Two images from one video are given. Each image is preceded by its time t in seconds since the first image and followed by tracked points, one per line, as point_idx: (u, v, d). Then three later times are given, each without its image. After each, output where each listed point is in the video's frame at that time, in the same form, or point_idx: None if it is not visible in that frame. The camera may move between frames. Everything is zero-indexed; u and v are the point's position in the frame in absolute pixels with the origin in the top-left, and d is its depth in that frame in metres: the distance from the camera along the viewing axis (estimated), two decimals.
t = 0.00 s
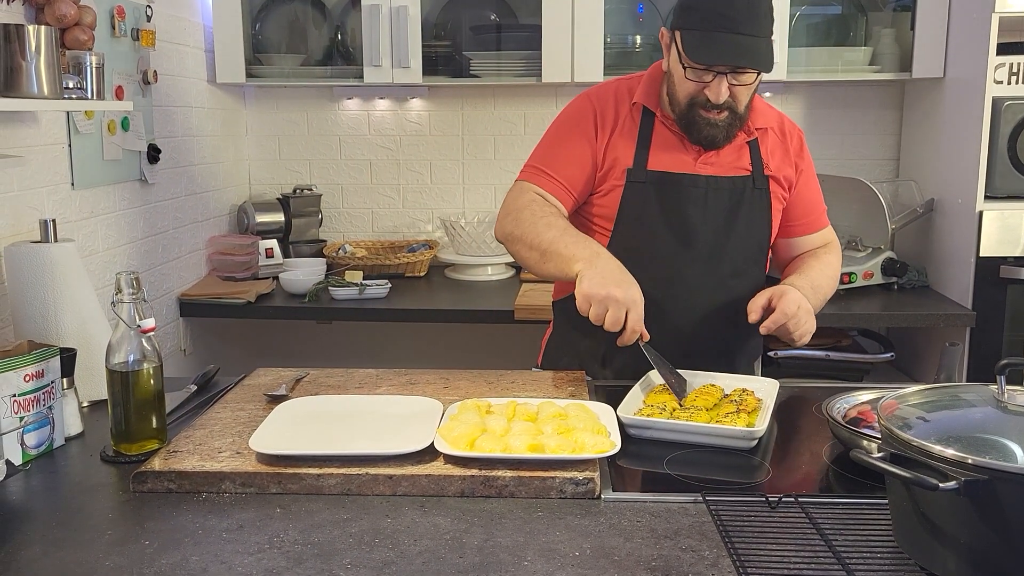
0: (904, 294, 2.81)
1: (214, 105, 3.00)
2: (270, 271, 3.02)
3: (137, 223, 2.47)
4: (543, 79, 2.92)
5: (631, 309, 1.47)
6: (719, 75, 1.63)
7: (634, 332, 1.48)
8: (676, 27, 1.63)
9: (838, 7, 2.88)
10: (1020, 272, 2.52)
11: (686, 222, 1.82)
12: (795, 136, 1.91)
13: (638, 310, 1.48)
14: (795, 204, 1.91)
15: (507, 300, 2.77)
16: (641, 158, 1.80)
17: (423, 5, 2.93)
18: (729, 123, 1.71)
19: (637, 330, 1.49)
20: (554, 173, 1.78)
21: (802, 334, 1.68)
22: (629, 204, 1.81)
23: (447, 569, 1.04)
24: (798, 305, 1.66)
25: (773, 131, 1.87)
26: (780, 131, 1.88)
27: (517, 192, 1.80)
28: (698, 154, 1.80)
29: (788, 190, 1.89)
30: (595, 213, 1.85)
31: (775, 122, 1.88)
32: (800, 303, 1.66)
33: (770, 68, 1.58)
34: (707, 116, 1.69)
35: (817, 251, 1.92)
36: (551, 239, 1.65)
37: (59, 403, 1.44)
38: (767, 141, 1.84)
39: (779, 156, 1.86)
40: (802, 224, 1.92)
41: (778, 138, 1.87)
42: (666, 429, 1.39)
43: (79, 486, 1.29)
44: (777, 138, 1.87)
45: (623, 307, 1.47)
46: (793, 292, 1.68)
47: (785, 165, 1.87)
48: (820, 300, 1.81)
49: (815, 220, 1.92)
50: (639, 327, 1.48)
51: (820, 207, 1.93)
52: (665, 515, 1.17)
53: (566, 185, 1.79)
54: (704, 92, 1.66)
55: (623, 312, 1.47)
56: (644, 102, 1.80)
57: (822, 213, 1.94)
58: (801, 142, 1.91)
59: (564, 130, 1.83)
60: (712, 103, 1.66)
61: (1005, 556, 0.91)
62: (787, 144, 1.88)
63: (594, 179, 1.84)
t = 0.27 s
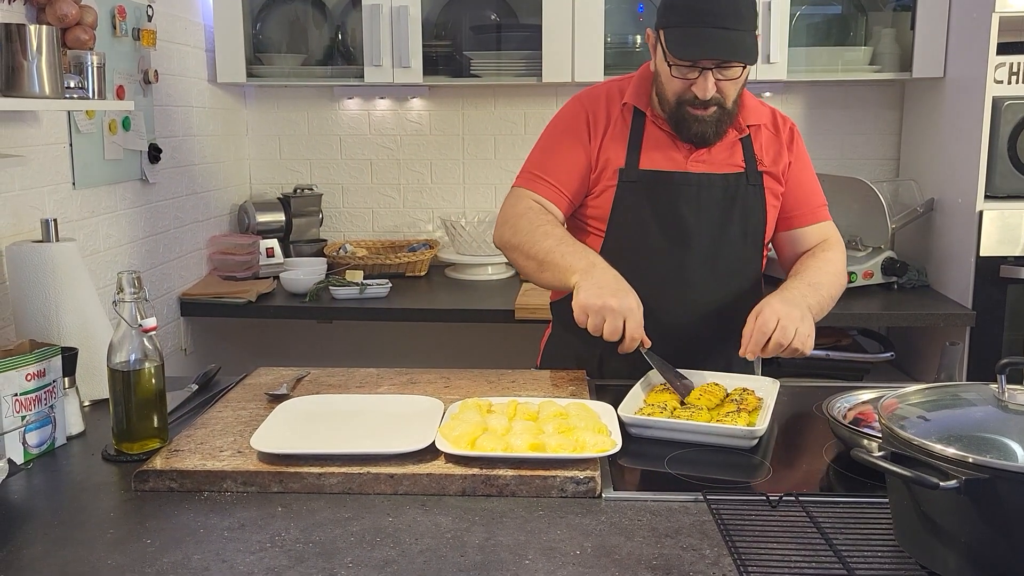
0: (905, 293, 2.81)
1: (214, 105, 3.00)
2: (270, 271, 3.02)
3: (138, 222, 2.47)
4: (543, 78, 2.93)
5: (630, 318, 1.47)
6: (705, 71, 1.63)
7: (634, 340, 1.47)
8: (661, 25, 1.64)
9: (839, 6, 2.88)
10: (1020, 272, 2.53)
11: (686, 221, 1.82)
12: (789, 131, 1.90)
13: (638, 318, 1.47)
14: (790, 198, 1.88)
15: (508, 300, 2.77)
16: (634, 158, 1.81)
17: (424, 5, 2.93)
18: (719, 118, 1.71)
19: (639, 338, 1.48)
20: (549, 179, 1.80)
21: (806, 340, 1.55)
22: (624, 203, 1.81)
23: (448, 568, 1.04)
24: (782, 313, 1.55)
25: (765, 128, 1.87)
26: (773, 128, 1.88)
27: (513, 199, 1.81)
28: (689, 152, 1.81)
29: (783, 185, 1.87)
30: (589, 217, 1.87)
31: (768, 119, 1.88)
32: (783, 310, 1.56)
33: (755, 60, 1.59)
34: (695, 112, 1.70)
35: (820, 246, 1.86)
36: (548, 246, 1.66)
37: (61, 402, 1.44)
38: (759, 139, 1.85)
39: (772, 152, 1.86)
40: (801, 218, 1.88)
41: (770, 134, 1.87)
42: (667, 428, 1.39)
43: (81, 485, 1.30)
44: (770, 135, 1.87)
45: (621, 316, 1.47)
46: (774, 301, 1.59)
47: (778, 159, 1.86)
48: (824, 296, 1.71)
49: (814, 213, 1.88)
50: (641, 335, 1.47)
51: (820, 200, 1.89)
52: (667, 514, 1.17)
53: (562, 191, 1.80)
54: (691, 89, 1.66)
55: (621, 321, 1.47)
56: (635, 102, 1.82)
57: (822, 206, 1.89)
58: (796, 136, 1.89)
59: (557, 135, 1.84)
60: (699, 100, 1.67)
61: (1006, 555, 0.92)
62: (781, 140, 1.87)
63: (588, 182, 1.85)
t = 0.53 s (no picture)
0: (905, 293, 2.81)
1: (214, 105, 3.00)
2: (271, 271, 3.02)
3: (138, 222, 2.47)
4: (543, 78, 2.93)
5: (617, 326, 1.47)
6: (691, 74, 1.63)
7: (626, 347, 1.46)
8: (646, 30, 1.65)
9: (839, 6, 2.88)
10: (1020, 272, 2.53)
11: (684, 221, 1.82)
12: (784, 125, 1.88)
13: (626, 325, 1.47)
14: (786, 193, 1.86)
15: (508, 299, 2.77)
16: (623, 158, 1.81)
17: (424, 4, 2.93)
18: (710, 119, 1.72)
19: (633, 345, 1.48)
20: (542, 186, 1.82)
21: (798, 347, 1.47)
22: (618, 204, 1.82)
23: (449, 567, 1.04)
24: (765, 325, 1.50)
25: (759, 125, 1.85)
26: (767, 124, 1.86)
27: (508, 207, 1.83)
28: (679, 152, 1.81)
29: (778, 182, 1.85)
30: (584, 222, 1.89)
31: (762, 115, 1.86)
32: (767, 322, 1.50)
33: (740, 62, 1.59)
34: (687, 115, 1.70)
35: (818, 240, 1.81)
36: (538, 256, 1.68)
37: (61, 402, 1.44)
38: (753, 136, 1.84)
39: (765, 149, 1.84)
40: (797, 212, 1.85)
41: (764, 130, 1.85)
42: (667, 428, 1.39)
43: (81, 484, 1.30)
44: (764, 131, 1.85)
45: (608, 325, 1.47)
46: (759, 315, 1.53)
47: (772, 155, 1.84)
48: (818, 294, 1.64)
49: (810, 207, 1.85)
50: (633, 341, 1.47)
51: (816, 194, 1.85)
52: (667, 513, 1.17)
53: (554, 197, 1.82)
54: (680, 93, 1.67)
55: (609, 330, 1.47)
56: (625, 104, 1.82)
57: (821, 200, 1.85)
58: (791, 130, 1.87)
59: (549, 142, 1.85)
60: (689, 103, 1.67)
61: (1007, 554, 0.92)
62: (776, 136, 1.85)
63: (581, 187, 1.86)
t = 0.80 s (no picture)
0: (905, 293, 2.81)
1: (214, 105, 3.00)
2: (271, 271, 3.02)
3: (138, 222, 2.47)
4: (543, 78, 2.93)
5: (627, 332, 1.47)
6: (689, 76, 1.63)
7: (637, 353, 1.46)
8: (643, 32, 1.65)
9: (839, 6, 2.88)
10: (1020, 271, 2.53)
11: (683, 221, 1.82)
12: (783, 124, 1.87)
13: (635, 332, 1.47)
14: (782, 194, 1.84)
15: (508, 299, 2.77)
16: (622, 158, 1.81)
17: (424, 4, 2.93)
18: (709, 120, 1.72)
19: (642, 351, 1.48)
20: (544, 188, 1.81)
21: (784, 358, 1.46)
22: (616, 205, 1.82)
23: (448, 567, 1.04)
24: (751, 337, 1.48)
25: (758, 125, 1.84)
26: (765, 123, 1.85)
27: (509, 210, 1.82)
28: (677, 153, 1.82)
29: (775, 182, 1.83)
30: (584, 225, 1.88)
31: (761, 115, 1.85)
32: (753, 333, 1.48)
33: (739, 62, 1.59)
34: (685, 117, 1.70)
35: (813, 240, 1.80)
36: (541, 263, 1.68)
37: (61, 402, 1.44)
38: (752, 136, 1.83)
39: (763, 149, 1.83)
40: (793, 212, 1.84)
41: (763, 129, 1.85)
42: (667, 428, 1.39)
43: (81, 484, 1.30)
44: (763, 131, 1.85)
45: (618, 332, 1.47)
46: (745, 327, 1.52)
47: (770, 154, 1.83)
48: (810, 301, 1.63)
49: (806, 207, 1.83)
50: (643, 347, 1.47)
51: (814, 193, 1.84)
52: (666, 513, 1.17)
53: (556, 200, 1.82)
54: (678, 95, 1.67)
55: (619, 336, 1.46)
56: (623, 104, 1.82)
57: (818, 199, 1.84)
58: (789, 129, 1.86)
59: (550, 144, 1.84)
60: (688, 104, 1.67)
61: (1006, 554, 0.92)
62: (774, 136, 1.84)
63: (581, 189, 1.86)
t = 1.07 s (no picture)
0: (905, 293, 2.81)
1: (214, 105, 3.00)
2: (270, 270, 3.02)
3: (138, 221, 2.47)
4: (543, 78, 2.93)
5: (629, 339, 1.46)
6: (693, 76, 1.63)
7: (642, 358, 1.45)
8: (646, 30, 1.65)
9: (839, 6, 2.88)
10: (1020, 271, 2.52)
11: (685, 222, 1.82)
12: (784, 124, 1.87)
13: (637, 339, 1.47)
14: (785, 194, 1.85)
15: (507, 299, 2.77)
16: (624, 159, 1.81)
17: (424, 4, 2.93)
18: (711, 120, 1.72)
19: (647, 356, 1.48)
20: (545, 190, 1.81)
21: (785, 359, 1.46)
22: (617, 206, 1.82)
23: (448, 567, 1.04)
24: (753, 336, 1.49)
25: (759, 125, 1.85)
26: (766, 123, 1.86)
27: (511, 212, 1.83)
28: (679, 154, 1.82)
29: (778, 183, 1.84)
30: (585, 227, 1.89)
31: (763, 115, 1.86)
32: (755, 333, 1.49)
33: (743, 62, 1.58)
34: (688, 117, 1.70)
35: (815, 240, 1.80)
36: (542, 270, 1.68)
37: (60, 401, 1.44)
38: (754, 137, 1.83)
39: (766, 150, 1.84)
40: (795, 212, 1.84)
41: (764, 130, 1.85)
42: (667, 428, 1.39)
43: (81, 483, 1.30)
44: (764, 132, 1.85)
45: (621, 339, 1.46)
46: (747, 325, 1.52)
47: (772, 155, 1.84)
48: (812, 301, 1.63)
49: (808, 207, 1.84)
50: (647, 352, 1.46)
51: (816, 193, 1.85)
52: (666, 513, 1.17)
53: (558, 202, 1.82)
54: (682, 94, 1.67)
55: (622, 344, 1.46)
56: (625, 105, 1.82)
57: (819, 199, 1.85)
58: (790, 130, 1.87)
59: (552, 145, 1.85)
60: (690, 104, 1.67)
61: (1007, 554, 0.91)
62: (776, 136, 1.85)
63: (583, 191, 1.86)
